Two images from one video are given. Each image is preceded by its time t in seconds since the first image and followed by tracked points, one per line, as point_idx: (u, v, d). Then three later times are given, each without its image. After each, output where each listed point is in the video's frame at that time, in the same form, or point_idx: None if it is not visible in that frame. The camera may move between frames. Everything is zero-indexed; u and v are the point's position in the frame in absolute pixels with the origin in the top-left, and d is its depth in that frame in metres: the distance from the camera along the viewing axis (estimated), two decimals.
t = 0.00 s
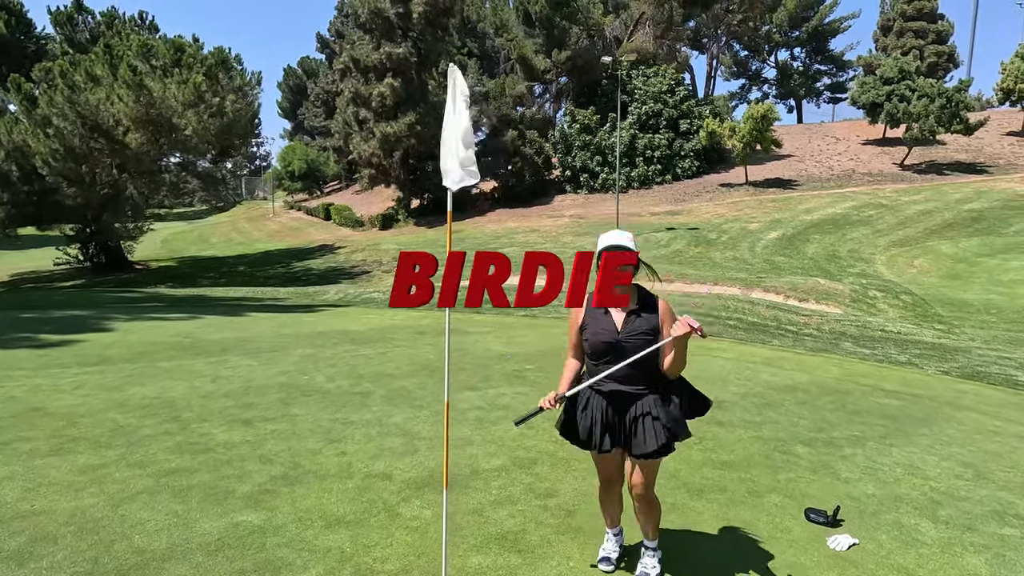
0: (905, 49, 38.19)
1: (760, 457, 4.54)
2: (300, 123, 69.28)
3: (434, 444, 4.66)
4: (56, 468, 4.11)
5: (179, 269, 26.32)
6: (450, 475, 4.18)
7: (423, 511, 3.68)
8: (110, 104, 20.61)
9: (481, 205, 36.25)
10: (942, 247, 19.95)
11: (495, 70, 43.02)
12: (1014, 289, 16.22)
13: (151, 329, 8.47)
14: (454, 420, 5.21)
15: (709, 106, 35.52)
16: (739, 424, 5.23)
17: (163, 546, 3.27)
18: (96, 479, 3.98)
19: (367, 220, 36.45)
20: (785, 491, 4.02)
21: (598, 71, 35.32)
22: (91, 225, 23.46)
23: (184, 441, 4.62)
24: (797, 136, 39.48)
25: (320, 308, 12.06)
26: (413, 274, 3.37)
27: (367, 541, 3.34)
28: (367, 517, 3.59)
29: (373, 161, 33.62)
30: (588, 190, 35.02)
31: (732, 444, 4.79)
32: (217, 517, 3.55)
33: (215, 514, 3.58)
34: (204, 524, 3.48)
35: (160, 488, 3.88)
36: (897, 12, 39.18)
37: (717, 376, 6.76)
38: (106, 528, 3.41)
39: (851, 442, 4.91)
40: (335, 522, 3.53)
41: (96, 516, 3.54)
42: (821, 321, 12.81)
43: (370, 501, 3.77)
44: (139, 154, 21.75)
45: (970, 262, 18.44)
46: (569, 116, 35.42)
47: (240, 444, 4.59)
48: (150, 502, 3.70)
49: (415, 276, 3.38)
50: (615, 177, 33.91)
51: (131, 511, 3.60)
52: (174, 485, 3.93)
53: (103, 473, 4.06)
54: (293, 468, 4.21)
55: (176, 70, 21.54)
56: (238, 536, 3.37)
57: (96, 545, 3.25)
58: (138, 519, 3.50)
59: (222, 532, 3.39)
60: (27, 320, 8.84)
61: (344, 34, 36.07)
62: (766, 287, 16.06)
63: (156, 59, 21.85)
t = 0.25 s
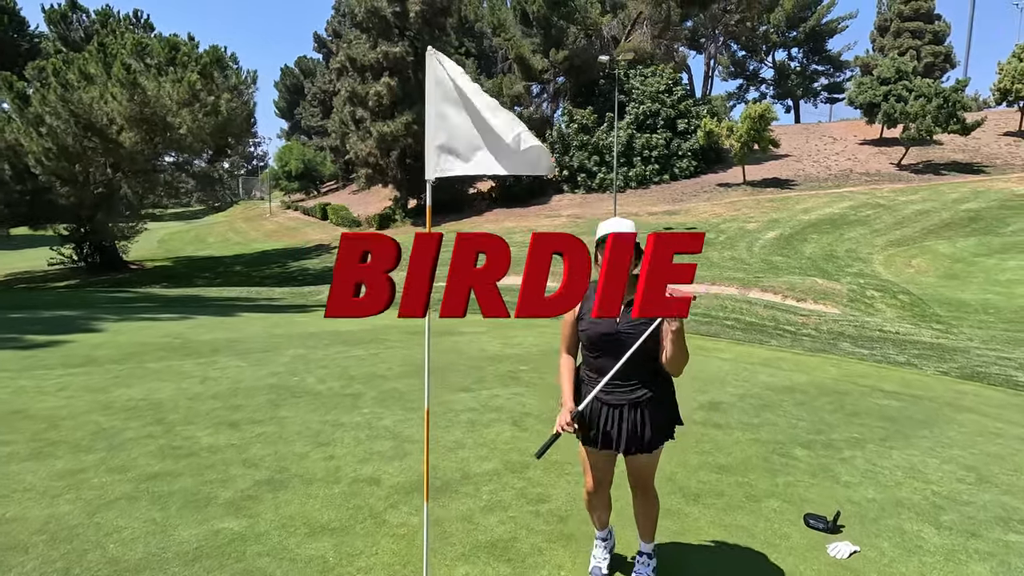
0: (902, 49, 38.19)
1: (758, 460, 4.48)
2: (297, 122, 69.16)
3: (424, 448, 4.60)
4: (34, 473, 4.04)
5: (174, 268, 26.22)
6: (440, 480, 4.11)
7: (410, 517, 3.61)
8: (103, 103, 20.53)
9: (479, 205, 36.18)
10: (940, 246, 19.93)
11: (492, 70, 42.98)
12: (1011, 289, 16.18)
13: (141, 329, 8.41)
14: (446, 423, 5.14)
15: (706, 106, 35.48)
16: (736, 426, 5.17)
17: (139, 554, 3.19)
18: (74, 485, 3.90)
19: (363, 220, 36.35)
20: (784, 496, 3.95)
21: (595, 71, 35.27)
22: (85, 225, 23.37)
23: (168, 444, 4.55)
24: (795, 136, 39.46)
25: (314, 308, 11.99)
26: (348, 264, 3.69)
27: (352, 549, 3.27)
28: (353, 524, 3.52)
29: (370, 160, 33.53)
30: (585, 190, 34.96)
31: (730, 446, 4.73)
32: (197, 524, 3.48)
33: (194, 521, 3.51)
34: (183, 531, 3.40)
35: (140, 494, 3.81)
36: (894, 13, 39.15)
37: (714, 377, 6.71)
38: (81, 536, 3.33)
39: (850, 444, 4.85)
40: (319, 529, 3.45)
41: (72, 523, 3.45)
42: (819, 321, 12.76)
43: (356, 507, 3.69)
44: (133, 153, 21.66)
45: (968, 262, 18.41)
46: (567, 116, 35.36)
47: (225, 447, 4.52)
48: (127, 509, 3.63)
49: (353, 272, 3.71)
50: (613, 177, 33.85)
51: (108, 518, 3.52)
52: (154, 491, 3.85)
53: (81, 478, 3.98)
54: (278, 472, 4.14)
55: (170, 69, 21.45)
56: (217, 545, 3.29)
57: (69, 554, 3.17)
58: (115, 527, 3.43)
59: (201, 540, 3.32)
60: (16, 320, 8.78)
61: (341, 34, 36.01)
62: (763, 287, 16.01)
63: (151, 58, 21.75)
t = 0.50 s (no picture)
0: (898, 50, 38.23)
1: (756, 465, 4.43)
2: (293, 122, 69.03)
3: (414, 454, 4.54)
4: (12, 481, 3.97)
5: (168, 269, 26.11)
6: (430, 487, 4.05)
7: (398, 526, 3.54)
8: (96, 103, 20.43)
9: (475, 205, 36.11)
10: (936, 246, 19.92)
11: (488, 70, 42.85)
12: (1008, 289, 16.16)
13: (131, 331, 8.35)
14: (439, 428, 5.08)
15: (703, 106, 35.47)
16: (735, 430, 5.12)
17: (115, 567, 3.12)
18: (52, 493, 3.83)
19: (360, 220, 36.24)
20: (783, 503, 3.89)
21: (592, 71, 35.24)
22: (79, 225, 23.25)
23: (151, 450, 4.49)
24: (791, 136, 39.49)
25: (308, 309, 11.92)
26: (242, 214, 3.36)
27: (337, 561, 3.19)
28: (339, 534, 3.45)
29: (366, 160, 33.42)
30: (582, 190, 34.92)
31: (728, 451, 4.67)
32: (177, 535, 3.40)
33: (174, 532, 3.44)
34: (161, 543, 3.33)
35: (119, 503, 3.73)
36: (889, 14, 39.21)
37: (711, 379, 6.66)
38: (56, 548, 3.26)
39: (851, 448, 4.80)
40: (304, 540, 3.38)
41: (46, 535, 3.38)
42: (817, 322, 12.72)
43: (344, 517, 3.63)
44: (126, 153, 21.56)
45: (964, 262, 18.39)
46: (564, 116, 35.31)
47: (211, 453, 4.46)
48: (105, 519, 3.55)
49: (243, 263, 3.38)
50: (610, 177, 33.80)
51: (85, 529, 3.45)
52: (134, 500, 3.78)
53: (60, 486, 3.91)
54: (263, 479, 4.07)
55: (164, 69, 21.42)
56: (197, 556, 3.22)
57: (44, 566, 3.10)
58: (91, 539, 3.35)
59: (181, 552, 3.25)
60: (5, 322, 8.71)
61: (337, 34, 35.95)
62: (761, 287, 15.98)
63: (144, 58, 21.64)
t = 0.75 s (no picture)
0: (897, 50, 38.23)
1: (762, 469, 4.36)
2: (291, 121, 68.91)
3: (412, 458, 4.48)
4: None
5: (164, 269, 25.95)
6: (428, 492, 3.99)
7: (395, 533, 3.47)
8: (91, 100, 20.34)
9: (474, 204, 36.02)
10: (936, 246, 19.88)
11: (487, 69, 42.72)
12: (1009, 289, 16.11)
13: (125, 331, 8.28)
14: (437, 430, 5.02)
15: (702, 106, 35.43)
16: (739, 432, 5.06)
17: None
18: (37, 500, 3.75)
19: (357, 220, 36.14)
20: (791, 508, 3.83)
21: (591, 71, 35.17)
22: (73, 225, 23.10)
23: (141, 454, 4.42)
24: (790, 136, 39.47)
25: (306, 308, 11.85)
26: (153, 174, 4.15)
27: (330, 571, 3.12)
28: (334, 543, 3.38)
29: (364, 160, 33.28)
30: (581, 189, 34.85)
31: (733, 454, 4.61)
32: (164, 544, 3.33)
33: (163, 541, 3.36)
34: (149, 552, 3.26)
35: (106, 510, 3.66)
36: (888, 13, 39.18)
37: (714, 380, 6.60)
38: (39, 558, 3.18)
39: (858, 451, 4.75)
40: (297, 548, 3.31)
41: (29, 544, 3.30)
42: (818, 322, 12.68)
43: (339, 524, 3.56)
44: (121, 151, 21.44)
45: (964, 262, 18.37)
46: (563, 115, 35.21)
47: (203, 457, 4.39)
48: (91, 527, 3.47)
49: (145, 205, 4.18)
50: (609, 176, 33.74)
51: (70, 536, 3.37)
52: (122, 506, 3.71)
53: (45, 493, 3.84)
54: (256, 485, 4.01)
55: (160, 66, 21.26)
56: (185, 566, 3.14)
57: None
58: (76, 548, 3.26)
59: (169, 562, 3.17)
60: None
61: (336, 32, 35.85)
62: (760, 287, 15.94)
63: (140, 55, 21.46)
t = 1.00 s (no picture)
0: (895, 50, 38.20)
1: (768, 473, 4.29)
2: (288, 122, 68.74)
3: (412, 462, 4.39)
4: None
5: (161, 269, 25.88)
6: (429, 496, 3.91)
7: (393, 540, 3.39)
8: (87, 99, 20.54)
9: (472, 204, 35.92)
10: (935, 246, 19.81)
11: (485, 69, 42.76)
12: (1008, 288, 16.09)
13: (117, 331, 8.19)
14: (439, 433, 4.95)
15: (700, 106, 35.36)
16: (744, 433, 5.00)
17: None
18: (21, 505, 3.66)
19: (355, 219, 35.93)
20: (800, 512, 3.75)
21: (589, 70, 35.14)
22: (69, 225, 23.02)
23: (132, 457, 4.35)
24: (788, 136, 39.39)
25: (303, 308, 11.77)
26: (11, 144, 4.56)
27: None
28: (330, 549, 3.30)
29: (362, 159, 33.13)
30: (580, 189, 34.74)
31: (738, 457, 4.54)
32: (152, 553, 3.24)
33: (150, 549, 3.28)
34: (138, 561, 3.17)
35: (94, 514, 3.58)
36: (885, 14, 39.24)
37: (717, 381, 6.54)
38: (23, 565, 3.09)
39: (866, 453, 4.69)
40: (292, 556, 3.22)
41: (12, 551, 3.20)
42: (819, 322, 12.60)
43: (335, 530, 3.48)
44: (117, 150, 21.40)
45: (963, 262, 18.31)
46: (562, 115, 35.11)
47: (194, 460, 4.32)
48: (76, 534, 3.38)
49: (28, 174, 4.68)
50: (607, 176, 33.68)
51: (53, 542, 3.29)
52: (111, 509, 3.64)
53: (30, 497, 3.75)
54: (249, 489, 3.93)
55: (156, 65, 22.14)
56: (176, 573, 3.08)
57: None
58: (61, 555, 3.17)
59: (158, 570, 3.10)
60: None
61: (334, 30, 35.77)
62: (760, 287, 15.87)
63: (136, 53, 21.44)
